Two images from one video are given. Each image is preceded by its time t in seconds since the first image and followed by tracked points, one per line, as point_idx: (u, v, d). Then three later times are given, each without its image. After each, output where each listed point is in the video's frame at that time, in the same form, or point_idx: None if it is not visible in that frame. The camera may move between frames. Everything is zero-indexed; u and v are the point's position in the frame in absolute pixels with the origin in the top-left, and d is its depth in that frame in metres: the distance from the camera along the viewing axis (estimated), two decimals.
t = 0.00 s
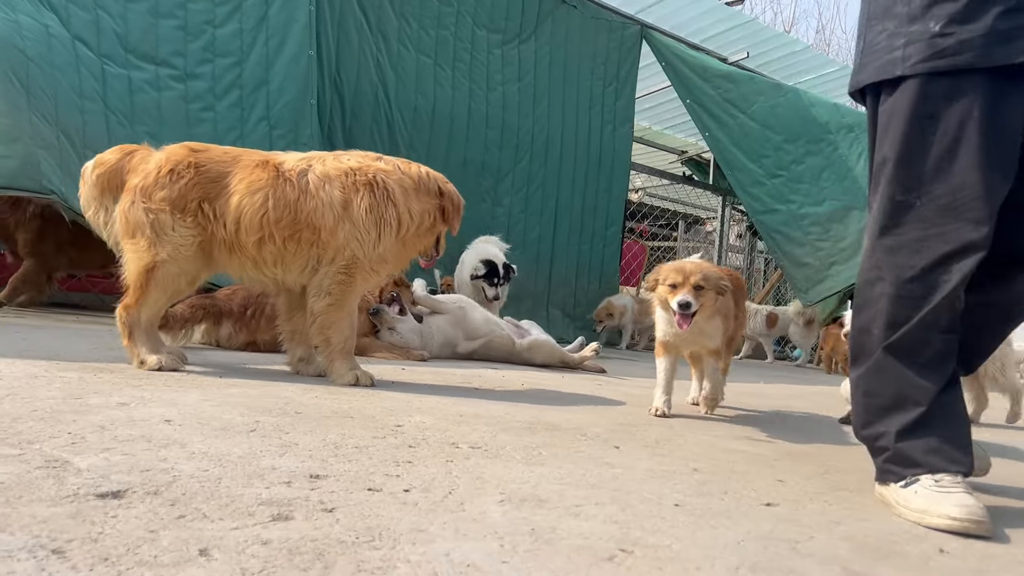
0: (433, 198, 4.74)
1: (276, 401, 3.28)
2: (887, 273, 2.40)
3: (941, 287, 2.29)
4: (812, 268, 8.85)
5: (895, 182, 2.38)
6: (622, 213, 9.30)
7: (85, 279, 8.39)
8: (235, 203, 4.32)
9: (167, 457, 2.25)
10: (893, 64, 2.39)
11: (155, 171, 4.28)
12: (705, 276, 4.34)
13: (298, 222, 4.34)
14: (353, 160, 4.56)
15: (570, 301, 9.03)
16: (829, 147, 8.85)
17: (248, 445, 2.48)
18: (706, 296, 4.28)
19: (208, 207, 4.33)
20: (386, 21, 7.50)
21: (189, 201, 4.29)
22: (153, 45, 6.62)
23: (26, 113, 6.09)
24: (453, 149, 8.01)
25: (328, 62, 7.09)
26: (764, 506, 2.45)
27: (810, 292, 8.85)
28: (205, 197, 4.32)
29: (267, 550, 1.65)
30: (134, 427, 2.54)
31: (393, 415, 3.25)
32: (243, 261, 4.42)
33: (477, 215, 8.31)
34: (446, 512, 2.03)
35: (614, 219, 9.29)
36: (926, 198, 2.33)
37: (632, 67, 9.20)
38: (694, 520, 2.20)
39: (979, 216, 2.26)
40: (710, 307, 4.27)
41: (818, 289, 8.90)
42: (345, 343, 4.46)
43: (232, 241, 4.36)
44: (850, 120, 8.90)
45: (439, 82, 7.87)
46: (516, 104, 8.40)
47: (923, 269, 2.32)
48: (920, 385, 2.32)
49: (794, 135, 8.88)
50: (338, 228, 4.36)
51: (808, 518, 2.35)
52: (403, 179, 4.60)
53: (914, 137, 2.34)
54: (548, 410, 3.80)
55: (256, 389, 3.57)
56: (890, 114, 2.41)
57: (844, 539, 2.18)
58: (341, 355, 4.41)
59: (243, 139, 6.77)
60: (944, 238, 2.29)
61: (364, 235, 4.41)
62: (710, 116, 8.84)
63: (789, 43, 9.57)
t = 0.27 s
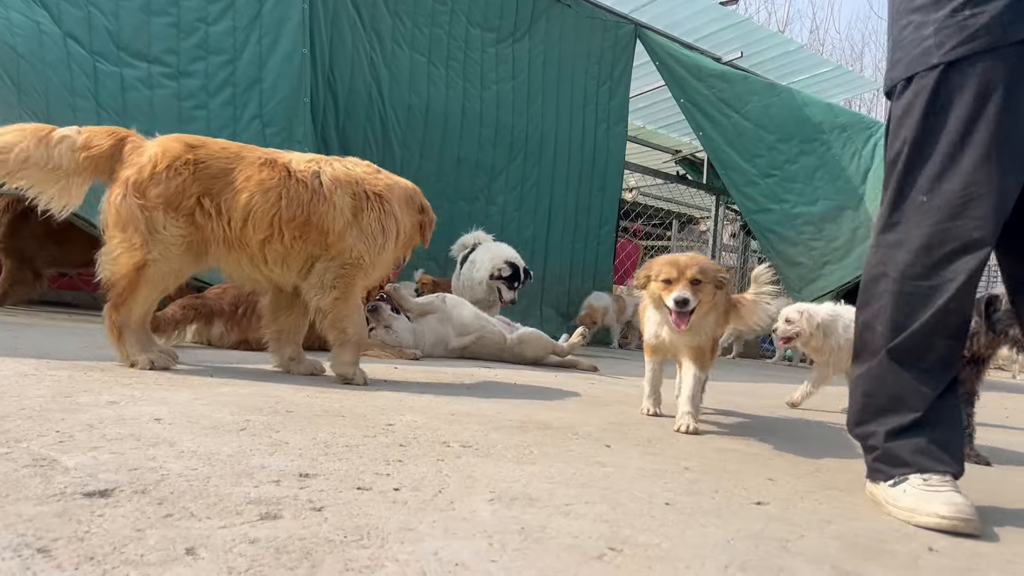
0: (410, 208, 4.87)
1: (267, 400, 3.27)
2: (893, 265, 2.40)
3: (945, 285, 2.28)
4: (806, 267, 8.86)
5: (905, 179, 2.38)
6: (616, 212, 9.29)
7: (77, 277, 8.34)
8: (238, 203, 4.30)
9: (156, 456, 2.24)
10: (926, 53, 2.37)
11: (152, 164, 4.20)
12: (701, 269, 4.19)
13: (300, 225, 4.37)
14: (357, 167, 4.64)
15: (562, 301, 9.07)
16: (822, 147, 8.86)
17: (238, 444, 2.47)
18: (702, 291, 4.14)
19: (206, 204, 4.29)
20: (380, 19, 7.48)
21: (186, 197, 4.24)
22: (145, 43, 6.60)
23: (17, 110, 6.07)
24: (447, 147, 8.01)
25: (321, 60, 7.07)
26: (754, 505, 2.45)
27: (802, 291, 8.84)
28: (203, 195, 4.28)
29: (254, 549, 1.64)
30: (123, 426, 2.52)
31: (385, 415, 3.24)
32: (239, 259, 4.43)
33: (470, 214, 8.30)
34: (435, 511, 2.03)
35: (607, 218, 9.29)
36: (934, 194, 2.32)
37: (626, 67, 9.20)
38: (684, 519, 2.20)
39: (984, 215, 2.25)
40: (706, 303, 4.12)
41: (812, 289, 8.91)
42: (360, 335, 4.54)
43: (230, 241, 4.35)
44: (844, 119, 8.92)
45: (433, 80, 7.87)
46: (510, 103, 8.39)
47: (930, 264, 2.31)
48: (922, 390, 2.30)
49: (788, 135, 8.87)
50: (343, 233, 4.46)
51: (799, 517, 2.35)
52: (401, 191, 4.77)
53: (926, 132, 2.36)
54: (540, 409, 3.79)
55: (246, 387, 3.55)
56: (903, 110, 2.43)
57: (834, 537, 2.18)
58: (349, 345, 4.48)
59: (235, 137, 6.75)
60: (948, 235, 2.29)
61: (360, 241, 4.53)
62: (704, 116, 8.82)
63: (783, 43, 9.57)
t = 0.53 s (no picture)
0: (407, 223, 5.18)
1: (260, 398, 3.27)
2: (916, 267, 2.28)
3: (970, 286, 2.16)
4: (800, 267, 8.88)
5: (944, 166, 2.26)
6: (611, 211, 9.26)
7: (69, 275, 8.31)
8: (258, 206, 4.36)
9: (146, 454, 2.23)
10: (1001, 19, 2.21)
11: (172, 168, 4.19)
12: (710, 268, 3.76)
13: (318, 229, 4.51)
14: (364, 179, 4.91)
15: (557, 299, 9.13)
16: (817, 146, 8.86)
17: (229, 442, 2.47)
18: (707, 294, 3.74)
19: (225, 210, 4.30)
20: (375, 18, 7.47)
21: (204, 201, 4.26)
22: (139, 40, 6.59)
23: (10, 107, 6.05)
24: (442, 146, 8.01)
25: (315, 59, 7.05)
26: (745, 503, 2.45)
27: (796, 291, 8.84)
28: (222, 198, 4.30)
29: (243, 547, 1.64)
30: (114, 424, 2.52)
31: (377, 413, 3.24)
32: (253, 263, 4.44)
33: (465, 213, 8.32)
34: (426, 510, 2.03)
35: (603, 218, 9.27)
36: (972, 188, 2.19)
37: (621, 66, 9.19)
38: (675, 517, 2.20)
39: (1011, 214, 2.12)
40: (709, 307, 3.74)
41: (806, 288, 8.93)
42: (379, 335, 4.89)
43: (247, 245, 4.38)
44: (838, 119, 8.93)
45: (428, 79, 7.86)
46: (505, 102, 8.39)
47: (954, 262, 2.20)
48: (934, 399, 2.25)
49: (783, 134, 8.88)
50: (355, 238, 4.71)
51: (790, 515, 2.36)
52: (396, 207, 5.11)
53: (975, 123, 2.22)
54: (533, 407, 3.79)
55: (239, 385, 3.55)
56: (958, 95, 2.29)
57: (825, 536, 2.18)
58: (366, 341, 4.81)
59: (229, 135, 6.74)
60: (978, 232, 2.16)
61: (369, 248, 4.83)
62: (699, 116, 8.81)
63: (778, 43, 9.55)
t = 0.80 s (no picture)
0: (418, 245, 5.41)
1: (253, 397, 3.26)
2: None
3: None
4: (796, 266, 8.88)
5: None
6: (607, 211, 9.26)
7: (63, 274, 8.27)
8: (305, 212, 4.50)
9: (137, 453, 2.22)
10: None
11: (224, 176, 4.31)
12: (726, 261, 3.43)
13: (356, 235, 4.66)
14: (393, 193, 5.12)
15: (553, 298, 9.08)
16: (812, 146, 8.87)
17: (221, 441, 2.46)
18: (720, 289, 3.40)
19: (268, 214, 4.42)
20: (371, 17, 7.47)
21: (252, 207, 4.38)
22: (134, 38, 6.58)
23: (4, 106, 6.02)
24: (437, 145, 8.00)
25: (311, 58, 7.04)
26: (738, 502, 2.45)
27: (793, 290, 8.84)
28: (269, 204, 4.42)
29: (233, 546, 1.63)
30: (105, 423, 2.51)
31: (370, 412, 3.23)
32: (292, 266, 4.55)
33: (461, 212, 8.30)
34: (417, 509, 2.02)
35: (599, 217, 9.27)
36: None
37: (617, 65, 9.19)
38: (667, 516, 2.20)
39: None
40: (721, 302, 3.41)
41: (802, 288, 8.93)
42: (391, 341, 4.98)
43: (288, 248, 4.49)
44: (834, 119, 8.91)
45: (424, 78, 7.85)
46: (500, 101, 8.38)
47: None
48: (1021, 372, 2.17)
49: (778, 134, 8.89)
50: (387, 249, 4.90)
51: (782, 514, 2.36)
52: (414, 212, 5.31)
53: None
54: (527, 406, 3.79)
55: (232, 384, 3.54)
56: None
57: (818, 535, 2.18)
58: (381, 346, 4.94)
59: (225, 134, 6.73)
60: None
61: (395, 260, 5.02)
62: (695, 114, 8.81)
63: (774, 42, 9.57)
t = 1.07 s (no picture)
0: (419, 269, 5.54)
1: (248, 396, 3.26)
2: None
3: None
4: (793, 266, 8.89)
5: None
6: (604, 210, 9.25)
7: (58, 272, 8.26)
8: (338, 219, 4.62)
9: (130, 451, 2.22)
10: None
11: (272, 180, 4.36)
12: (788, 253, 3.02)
13: (371, 244, 4.83)
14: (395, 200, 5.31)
15: (550, 298, 9.06)
16: (808, 146, 8.89)
17: (214, 439, 2.46)
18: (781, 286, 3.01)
19: (305, 218, 4.50)
20: (368, 15, 7.47)
21: (291, 212, 4.44)
22: (129, 37, 6.59)
23: None
24: (434, 143, 8.00)
25: (307, 56, 7.04)
26: (730, 500, 2.46)
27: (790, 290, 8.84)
28: (306, 208, 4.51)
29: (224, 544, 1.63)
30: (98, 421, 2.51)
31: (365, 410, 3.23)
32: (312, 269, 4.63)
33: (456, 210, 8.29)
34: (410, 507, 2.02)
35: (596, 216, 9.25)
36: None
37: (614, 65, 9.17)
38: (659, 514, 2.20)
39: None
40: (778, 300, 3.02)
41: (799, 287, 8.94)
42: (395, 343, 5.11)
43: (315, 252, 4.58)
44: (831, 118, 8.91)
45: (421, 77, 7.85)
46: (497, 100, 8.38)
47: None
48: None
49: (773, 134, 8.91)
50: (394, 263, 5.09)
51: (775, 513, 2.36)
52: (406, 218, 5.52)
53: None
54: (522, 405, 3.79)
55: (227, 383, 3.53)
56: None
57: (810, 533, 2.19)
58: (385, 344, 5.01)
59: (221, 133, 6.74)
60: None
61: (395, 276, 5.20)
62: (692, 113, 8.80)
63: (770, 42, 9.57)
